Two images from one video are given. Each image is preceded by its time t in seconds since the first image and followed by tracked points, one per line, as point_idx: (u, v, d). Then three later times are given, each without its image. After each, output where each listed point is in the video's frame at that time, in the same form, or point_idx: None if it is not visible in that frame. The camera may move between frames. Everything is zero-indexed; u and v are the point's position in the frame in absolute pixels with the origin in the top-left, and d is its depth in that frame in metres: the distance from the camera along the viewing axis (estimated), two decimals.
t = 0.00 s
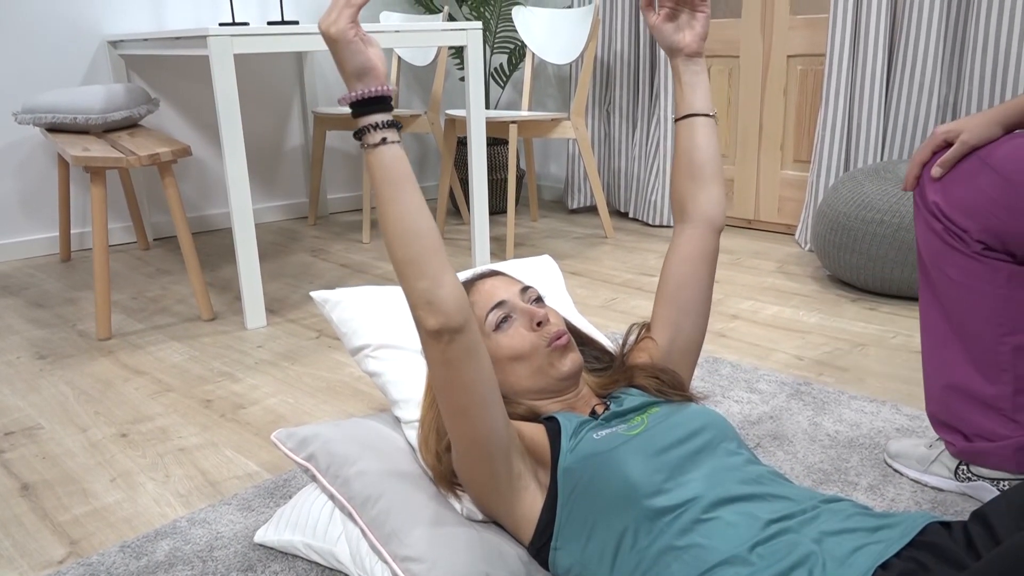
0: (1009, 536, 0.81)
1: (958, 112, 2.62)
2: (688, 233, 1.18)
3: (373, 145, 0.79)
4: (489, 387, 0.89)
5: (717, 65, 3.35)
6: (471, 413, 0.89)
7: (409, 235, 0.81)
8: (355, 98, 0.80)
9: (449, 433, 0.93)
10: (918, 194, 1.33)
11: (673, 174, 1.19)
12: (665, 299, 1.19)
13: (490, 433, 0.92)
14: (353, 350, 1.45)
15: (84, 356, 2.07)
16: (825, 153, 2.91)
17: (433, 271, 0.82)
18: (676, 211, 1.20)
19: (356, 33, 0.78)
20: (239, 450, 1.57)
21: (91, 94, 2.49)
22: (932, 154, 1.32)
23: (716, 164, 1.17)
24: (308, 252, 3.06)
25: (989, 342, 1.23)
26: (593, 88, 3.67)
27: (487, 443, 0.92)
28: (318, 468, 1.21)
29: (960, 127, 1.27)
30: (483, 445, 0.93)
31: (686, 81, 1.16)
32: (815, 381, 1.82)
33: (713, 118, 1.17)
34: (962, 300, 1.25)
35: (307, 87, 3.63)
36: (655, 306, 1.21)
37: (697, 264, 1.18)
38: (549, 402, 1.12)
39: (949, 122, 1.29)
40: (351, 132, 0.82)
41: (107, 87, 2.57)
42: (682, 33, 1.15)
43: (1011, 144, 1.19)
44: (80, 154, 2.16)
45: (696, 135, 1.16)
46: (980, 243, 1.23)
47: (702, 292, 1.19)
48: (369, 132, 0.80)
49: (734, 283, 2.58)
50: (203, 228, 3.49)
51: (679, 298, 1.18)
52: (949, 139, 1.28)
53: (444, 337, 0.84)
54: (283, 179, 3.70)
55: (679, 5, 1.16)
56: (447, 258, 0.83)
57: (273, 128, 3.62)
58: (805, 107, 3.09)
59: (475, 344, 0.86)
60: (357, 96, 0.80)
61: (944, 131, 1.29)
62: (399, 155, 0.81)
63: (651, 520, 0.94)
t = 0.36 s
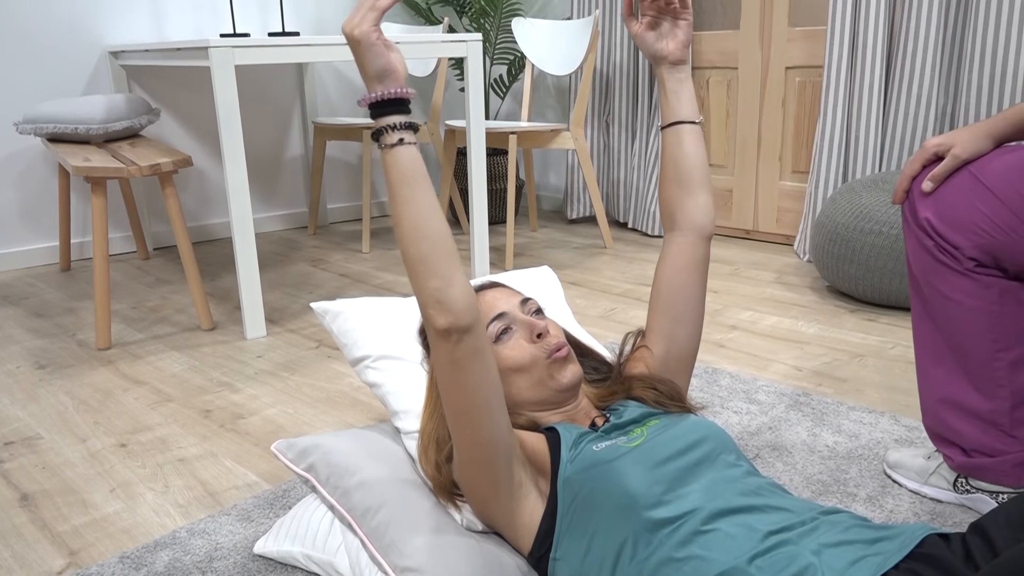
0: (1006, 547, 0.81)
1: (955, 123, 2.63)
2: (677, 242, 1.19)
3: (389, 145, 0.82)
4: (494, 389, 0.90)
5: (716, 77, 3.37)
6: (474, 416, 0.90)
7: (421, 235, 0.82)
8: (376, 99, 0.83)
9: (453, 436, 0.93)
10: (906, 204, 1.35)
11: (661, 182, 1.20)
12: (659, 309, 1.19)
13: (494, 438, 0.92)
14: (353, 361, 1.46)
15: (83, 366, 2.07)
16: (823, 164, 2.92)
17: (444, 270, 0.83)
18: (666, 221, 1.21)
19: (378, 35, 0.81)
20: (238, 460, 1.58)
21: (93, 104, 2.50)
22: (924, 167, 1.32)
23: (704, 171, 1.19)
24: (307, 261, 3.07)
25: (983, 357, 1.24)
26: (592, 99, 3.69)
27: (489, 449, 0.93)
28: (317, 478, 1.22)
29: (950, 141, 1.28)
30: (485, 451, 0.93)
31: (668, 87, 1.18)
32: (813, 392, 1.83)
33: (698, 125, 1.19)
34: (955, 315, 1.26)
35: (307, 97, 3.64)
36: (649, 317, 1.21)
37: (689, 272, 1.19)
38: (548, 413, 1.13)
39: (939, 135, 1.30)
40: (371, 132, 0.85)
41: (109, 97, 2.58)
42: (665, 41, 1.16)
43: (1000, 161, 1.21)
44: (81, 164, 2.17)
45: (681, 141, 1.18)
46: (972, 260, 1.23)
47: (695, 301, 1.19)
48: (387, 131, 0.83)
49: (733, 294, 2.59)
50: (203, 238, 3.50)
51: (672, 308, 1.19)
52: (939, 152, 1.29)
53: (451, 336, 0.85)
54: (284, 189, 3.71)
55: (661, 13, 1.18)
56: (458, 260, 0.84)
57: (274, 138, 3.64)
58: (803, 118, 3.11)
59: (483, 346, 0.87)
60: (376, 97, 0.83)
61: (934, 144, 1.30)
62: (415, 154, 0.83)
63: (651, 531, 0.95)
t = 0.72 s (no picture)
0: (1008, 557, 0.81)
1: (953, 130, 2.63)
2: (667, 246, 1.19)
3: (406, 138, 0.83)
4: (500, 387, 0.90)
5: (714, 83, 3.37)
6: (480, 413, 0.90)
7: (435, 228, 0.84)
8: (393, 92, 0.84)
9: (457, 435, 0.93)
10: (897, 212, 1.33)
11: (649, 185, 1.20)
12: (654, 314, 1.19)
13: (498, 437, 0.92)
14: (351, 367, 1.45)
15: (80, 372, 2.07)
16: (821, 170, 2.92)
17: (457, 263, 0.84)
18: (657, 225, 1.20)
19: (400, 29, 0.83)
20: (234, 467, 1.57)
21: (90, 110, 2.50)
22: (917, 173, 1.31)
23: (693, 173, 1.19)
24: (305, 268, 3.06)
25: (981, 366, 1.23)
26: (590, 106, 3.69)
27: (493, 450, 0.92)
28: (314, 486, 1.21)
29: (946, 148, 1.26)
30: (488, 451, 0.92)
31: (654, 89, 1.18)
32: (812, 399, 1.82)
33: (686, 127, 1.19)
34: (952, 325, 1.25)
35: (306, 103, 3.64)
36: (643, 323, 1.20)
37: (682, 276, 1.18)
38: (546, 421, 1.12)
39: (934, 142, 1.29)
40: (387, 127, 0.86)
41: (106, 103, 2.58)
42: (650, 43, 1.16)
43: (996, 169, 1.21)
44: (78, 170, 2.17)
45: (668, 143, 1.18)
46: (967, 270, 1.23)
47: (688, 306, 1.19)
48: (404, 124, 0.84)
49: (731, 300, 2.59)
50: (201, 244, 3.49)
51: (667, 313, 1.18)
52: (934, 159, 1.28)
53: (462, 329, 0.86)
54: (282, 195, 3.71)
55: (645, 15, 1.16)
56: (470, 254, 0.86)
57: (272, 145, 3.64)
58: (801, 124, 3.11)
59: (491, 342, 0.88)
60: (394, 91, 0.85)
61: (929, 151, 1.29)
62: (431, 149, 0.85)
63: (649, 541, 0.94)
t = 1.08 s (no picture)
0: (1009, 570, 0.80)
1: (951, 138, 2.64)
2: (661, 255, 1.18)
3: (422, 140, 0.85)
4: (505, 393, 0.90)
5: (712, 91, 3.38)
6: (484, 418, 0.90)
7: (447, 228, 0.85)
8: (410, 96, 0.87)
9: (460, 441, 0.93)
10: (890, 223, 1.33)
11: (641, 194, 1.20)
12: (651, 324, 1.18)
13: (501, 444, 0.91)
14: (349, 376, 1.45)
15: (77, 381, 2.06)
16: (819, 178, 2.93)
17: (467, 265, 0.85)
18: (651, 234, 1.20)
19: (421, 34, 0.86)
20: (232, 477, 1.56)
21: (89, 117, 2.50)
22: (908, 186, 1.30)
23: (685, 181, 1.18)
24: (303, 275, 3.06)
25: (977, 379, 1.23)
26: (588, 113, 3.70)
27: (496, 457, 0.92)
28: (312, 496, 1.21)
29: (936, 160, 1.26)
30: (491, 457, 0.92)
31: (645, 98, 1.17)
32: (811, 408, 1.82)
33: (678, 135, 1.18)
34: (946, 338, 1.25)
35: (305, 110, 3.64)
36: (640, 333, 1.20)
37: (678, 286, 1.18)
38: (547, 431, 1.11)
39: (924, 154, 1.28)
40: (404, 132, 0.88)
41: (105, 111, 2.58)
42: (639, 52, 1.16)
43: (990, 181, 1.21)
44: (76, 178, 2.16)
45: (661, 150, 1.17)
46: (960, 284, 1.23)
47: (684, 315, 1.18)
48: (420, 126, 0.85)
49: (730, 307, 2.59)
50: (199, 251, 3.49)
51: (664, 323, 1.18)
52: (924, 171, 1.27)
53: (470, 331, 0.86)
54: (281, 203, 3.71)
55: (634, 22, 1.16)
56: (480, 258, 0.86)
57: (272, 152, 3.64)
58: (799, 132, 3.12)
59: (499, 346, 0.89)
60: (413, 94, 0.87)
61: (920, 163, 1.28)
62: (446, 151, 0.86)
63: (649, 554, 0.94)
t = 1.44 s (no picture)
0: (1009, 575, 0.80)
1: (950, 143, 2.64)
2: (657, 261, 1.18)
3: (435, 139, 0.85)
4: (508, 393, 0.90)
5: (711, 96, 3.39)
6: (488, 417, 0.90)
7: (456, 227, 0.85)
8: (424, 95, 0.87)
9: (462, 441, 0.92)
10: (884, 229, 1.32)
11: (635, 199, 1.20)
12: (647, 329, 1.18)
13: (503, 445, 0.91)
14: (347, 380, 1.44)
15: (75, 384, 2.05)
16: (818, 182, 2.93)
17: (476, 263, 0.85)
18: (645, 239, 1.19)
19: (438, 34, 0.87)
20: (230, 481, 1.56)
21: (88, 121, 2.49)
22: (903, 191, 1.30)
23: (677, 185, 1.18)
24: (302, 279, 3.05)
25: (974, 385, 1.23)
26: (587, 118, 3.70)
27: (498, 458, 0.92)
28: (311, 500, 1.20)
29: (930, 166, 1.26)
30: (492, 457, 0.91)
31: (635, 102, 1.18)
32: (810, 412, 1.82)
33: (670, 138, 1.18)
34: (944, 344, 1.24)
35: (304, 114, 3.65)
36: (637, 338, 1.20)
37: (672, 291, 1.17)
38: (546, 435, 1.11)
39: (918, 159, 1.28)
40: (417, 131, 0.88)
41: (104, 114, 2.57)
42: (627, 55, 1.16)
43: (985, 186, 1.21)
44: (75, 182, 2.16)
45: (653, 154, 1.17)
46: (957, 289, 1.23)
47: (679, 320, 1.18)
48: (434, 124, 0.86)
49: (729, 312, 2.60)
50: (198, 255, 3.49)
51: (660, 328, 1.18)
52: (919, 176, 1.27)
53: (476, 330, 0.86)
54: (280, 207, 3.71)
55: (621, 26, 1.15)
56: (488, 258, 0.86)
57: (271, 156, 3.64)
58: (798, 136, 3.12)
59: (504, 347, 0.88)
60: (428, 93, 0.87)
61: (914, 168, 1.28)
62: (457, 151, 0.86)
63: (648, 559, 0.93)
